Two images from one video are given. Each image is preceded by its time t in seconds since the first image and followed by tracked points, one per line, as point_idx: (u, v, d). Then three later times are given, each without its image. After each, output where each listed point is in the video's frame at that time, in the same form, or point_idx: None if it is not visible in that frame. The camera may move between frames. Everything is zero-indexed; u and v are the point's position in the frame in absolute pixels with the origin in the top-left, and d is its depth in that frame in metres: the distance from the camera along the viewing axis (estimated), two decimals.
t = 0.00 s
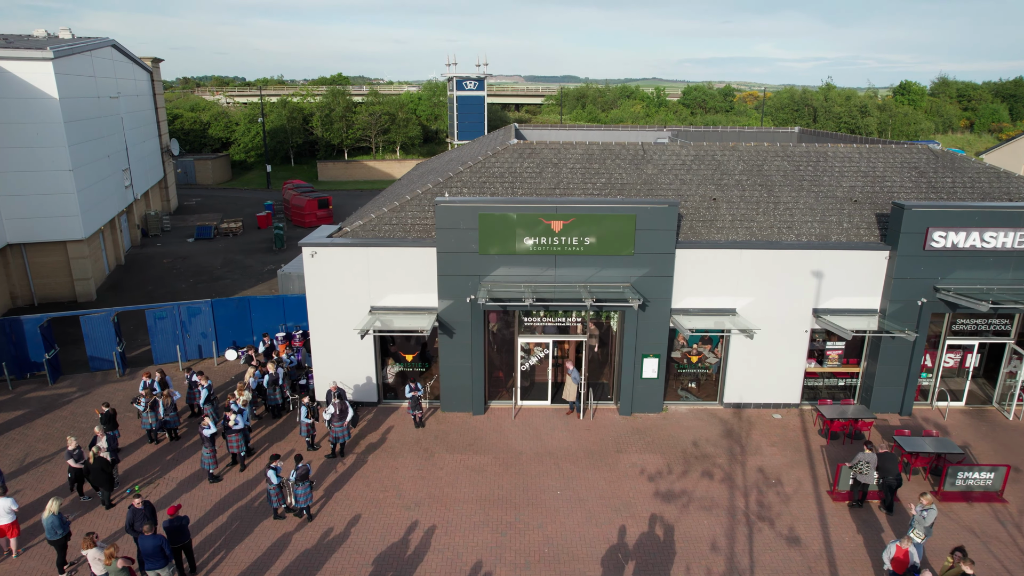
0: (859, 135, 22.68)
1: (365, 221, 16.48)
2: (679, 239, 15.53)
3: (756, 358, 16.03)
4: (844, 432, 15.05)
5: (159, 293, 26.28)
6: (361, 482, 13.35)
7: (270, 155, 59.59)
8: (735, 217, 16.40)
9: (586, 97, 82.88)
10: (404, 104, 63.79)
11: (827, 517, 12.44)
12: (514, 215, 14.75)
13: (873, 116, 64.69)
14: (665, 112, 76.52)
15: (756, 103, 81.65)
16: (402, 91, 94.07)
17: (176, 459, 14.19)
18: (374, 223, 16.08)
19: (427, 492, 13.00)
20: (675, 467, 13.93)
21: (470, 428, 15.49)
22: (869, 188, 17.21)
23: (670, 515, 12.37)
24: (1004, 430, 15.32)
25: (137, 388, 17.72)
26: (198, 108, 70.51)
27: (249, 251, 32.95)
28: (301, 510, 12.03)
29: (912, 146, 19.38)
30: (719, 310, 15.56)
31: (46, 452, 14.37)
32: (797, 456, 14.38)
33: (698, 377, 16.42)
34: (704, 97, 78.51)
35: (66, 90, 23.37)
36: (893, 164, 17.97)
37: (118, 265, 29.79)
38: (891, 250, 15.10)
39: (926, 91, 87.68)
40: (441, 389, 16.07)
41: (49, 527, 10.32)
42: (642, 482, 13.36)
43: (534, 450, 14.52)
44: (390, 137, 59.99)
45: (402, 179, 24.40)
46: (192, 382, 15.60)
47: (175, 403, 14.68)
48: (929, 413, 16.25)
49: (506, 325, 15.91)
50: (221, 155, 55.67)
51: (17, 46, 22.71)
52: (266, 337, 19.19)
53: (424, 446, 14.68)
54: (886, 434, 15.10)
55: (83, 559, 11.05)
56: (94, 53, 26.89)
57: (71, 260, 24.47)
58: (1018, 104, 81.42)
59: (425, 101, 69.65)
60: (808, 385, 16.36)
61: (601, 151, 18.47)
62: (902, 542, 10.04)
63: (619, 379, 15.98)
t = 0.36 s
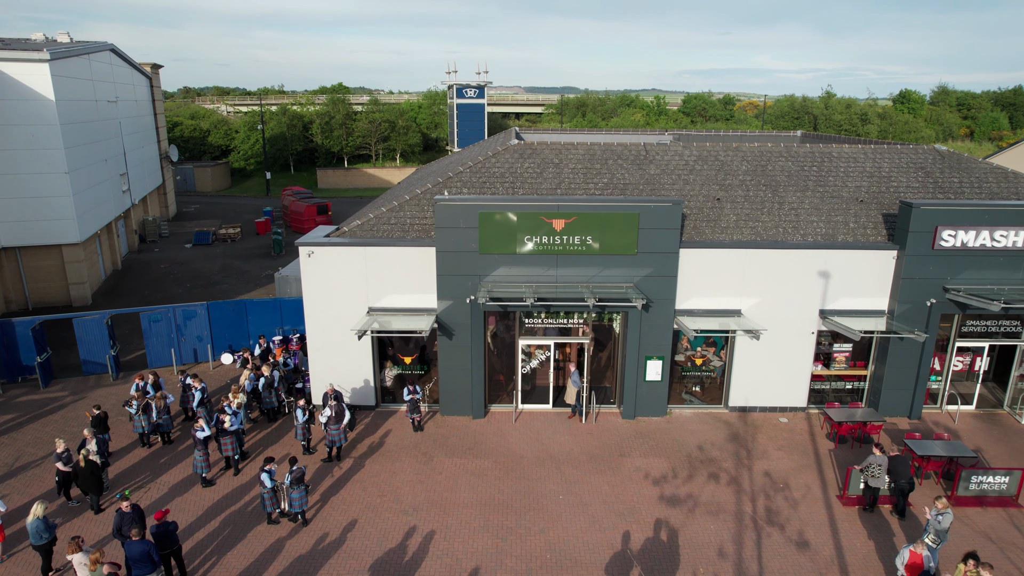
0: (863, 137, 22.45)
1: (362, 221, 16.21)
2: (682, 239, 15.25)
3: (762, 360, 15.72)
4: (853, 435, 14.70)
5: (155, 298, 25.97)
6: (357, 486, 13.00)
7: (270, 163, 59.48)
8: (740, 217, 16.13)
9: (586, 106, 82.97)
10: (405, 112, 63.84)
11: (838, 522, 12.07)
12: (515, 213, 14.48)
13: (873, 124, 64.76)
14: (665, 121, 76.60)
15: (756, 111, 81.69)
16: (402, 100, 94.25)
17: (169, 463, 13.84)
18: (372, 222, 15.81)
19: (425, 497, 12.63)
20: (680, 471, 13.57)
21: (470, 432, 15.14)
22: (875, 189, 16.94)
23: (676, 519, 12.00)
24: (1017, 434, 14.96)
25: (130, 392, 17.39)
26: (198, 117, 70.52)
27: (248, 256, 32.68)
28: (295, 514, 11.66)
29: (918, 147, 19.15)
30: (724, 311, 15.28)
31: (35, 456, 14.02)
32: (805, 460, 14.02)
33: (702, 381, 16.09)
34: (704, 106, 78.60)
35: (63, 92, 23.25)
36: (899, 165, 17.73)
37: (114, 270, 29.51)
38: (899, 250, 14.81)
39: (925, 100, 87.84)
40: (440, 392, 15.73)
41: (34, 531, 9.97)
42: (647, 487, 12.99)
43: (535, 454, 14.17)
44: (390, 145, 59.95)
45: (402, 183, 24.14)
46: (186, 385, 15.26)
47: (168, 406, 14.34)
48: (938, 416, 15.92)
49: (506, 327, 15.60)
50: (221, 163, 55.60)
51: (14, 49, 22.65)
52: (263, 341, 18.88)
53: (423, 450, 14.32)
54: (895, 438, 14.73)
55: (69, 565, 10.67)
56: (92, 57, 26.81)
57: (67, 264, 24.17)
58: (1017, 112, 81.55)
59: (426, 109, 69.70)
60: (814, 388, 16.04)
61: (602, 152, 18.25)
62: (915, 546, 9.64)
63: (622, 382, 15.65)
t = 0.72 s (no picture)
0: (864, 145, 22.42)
1: (362, 227, 16.09)
2: (685, 245, 15.14)
3: (765, 368, 15.57)
4: (858, 443, 14.51)
5: (153, 306, 25.83)
6: (356, 495, 12.81)
7: (270, 172, 59.51)
8: (743, 223, 16.05)
9: (586, 115, 83.23)
10: (405, 121, 64.01)
11: (844, 531, 11.87)
12: (516, 219, 14.37)
13: (873, 133, 64.99)
14: (665, 130, 76.82)
15: (755, 121, 82.00)
16: (401, 109, 94.51)
17: (166, 471, 13.65)
18: (372, 229, 15.70)
19: (426, 505, 12.45)
20: (683, 479, 13.38)
21: (471, 440, 14.97)
22: (878, 195, 16.85)
23: (679, 529, 11.81)
24: None
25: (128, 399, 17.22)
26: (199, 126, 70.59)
27: (247, 264, 32.59)
28: (293, 523, 11.47)
29: (919, 154, 19.10)
30: (726, 318, 15.15)
31: (30, 465, 13.82)
32: (810, 469, 13.84)
33: (705, 389, 15.92)
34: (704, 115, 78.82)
35: (64, 100, 23.27)
36: (901, 171, 17.68)
37: (113, 278, 29.40)
38: (903, 256, 14.70)
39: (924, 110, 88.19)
40: (440, 400, 15.57)
41: (26, 540, 9.78)
42: (650, 496, 12.80)
43: (536, 463, 13.99)
44: (391, 154, 60.05)
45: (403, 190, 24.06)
46: (183, 393, 15.09)
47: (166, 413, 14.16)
48: (944, 424, 15.75)
49: (508, 333, 15.46)
50: (221, 172, 55.62)
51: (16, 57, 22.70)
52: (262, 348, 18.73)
53: (423, 458, 14.14)
54: (901, 446, 14.56)
55: None
56: (93, 66, 26.86)
57: (65, 272, 24.04)
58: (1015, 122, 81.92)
59: (426, 119, 69.89)
60: (818, 396, 15.88)
61: (603, 159, 18.19)
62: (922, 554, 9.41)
63: (625, 390, 15.49)
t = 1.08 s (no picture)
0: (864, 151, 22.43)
1: (362, 232, 16.06)
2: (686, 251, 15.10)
3: (767, 374, 15.52)
4: (860, 449, 14.44)
5: (153, 312, 25.79)
6: (356, 502, 12.73)
7: (271, 178, 59.56)
8: (744, 229, 16.03)
9: (587, 122, 83.41)
10: (406, 128, 64.17)
11: (847, 538, 11.78)
12: (517, 225, 14.35)
13: (873, 139, 65.13)
14: (665, 137, 76.98)
15: (755, 128, 82.23)
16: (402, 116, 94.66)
17: (165, 477, 13.58)
18: (372, 234, 15.67)
19: (426, 512, 12.37)
20: (685, 486, 13.30)
21: (471, 446, 14.90)
22: (879, 201, 16.84)
23: (681, 535, 11.72)
24: None
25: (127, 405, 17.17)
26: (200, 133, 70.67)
27: (248, 270, 32.57)
28: (293, 530, 11.39)
29: (920, 160, 19.10)
30: (728, 324, 15.11)
31: (28, 471, 13.75)
32: (812, 475, 13.76)
33: (707, 395, 15.87)
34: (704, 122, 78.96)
35: (65, 106, 23.32)
36: (903, 176, 17.67)
37: (113, 284, 29.36)
38: (905, 262, 14.67)
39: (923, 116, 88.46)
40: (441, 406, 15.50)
41: (23, 547, 9.70)
42: (652, 502, 12.71)
43: (537, 469, 13.92)
44: (391, 160, 60.15)
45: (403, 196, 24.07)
46: (182, 399, 15.04)
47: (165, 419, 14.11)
48: (947, 430, 15.68)
49: (509, 339, 15.41)
50: (222, 178, 55.68)
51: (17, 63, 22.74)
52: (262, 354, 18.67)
53: (423, 465, 14.07)
54: (903, 452, 14.50)
55: None
56: (94, 72, 26.91)
57: (65, 277, 23.99)
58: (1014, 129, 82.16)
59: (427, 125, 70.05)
60: (820, 402, 15.83)
61: (604, 164, 18.19)
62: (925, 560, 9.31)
63: (626, 396, 15.43)
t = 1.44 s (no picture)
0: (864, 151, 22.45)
1: (363, 233, 16.07)
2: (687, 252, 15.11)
3: (768, 374, 15.50)
4: (861, 450, 14.42)
5: (153, 312, 25.78)
6: (357, 502, 12.72)
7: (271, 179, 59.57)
8: (745, 229, 16.04)
9: (586, 124, 83.47)
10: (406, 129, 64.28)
11: (849, 539, 11.76)
12: (517, 225, 14.35)
13: (873, 140, 65.25)
14: (665, 138, 77.07)
15: (755, 129, 82.34)
16: (402, 118, 94.63)
17: (166, 477, 13.57)
18: (373, 235, 15.67)
19: (426, 512, 12.36)
20: (686, 486, 13.29)
21: (472, 446, 14.89)
22: (880, 201, 16.84)
23: (683, 536, 11.70)
24: None
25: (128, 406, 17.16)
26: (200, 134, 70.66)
27: (248, 271, 32.57)
28: (294, 530, 11.37)
29: (920, 160, 19.11)
30: (729, 324, 15.10)
31: (29, 471, 13.74)
32: (813, 476, 13.75)
33: (707, 395, 15.85)
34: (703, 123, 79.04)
35: (66, 108, 23.37)
36: (903, 177, 17.68)
37: (113, 285, 29.34)
38: (905, 262, 14.67)
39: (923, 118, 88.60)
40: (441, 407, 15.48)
41: (23, 548, 9.68)
42: (653, 503, 12.69)
43: (538, 470, 13.89)
44: (391, 162, 60.22)
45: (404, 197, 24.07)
46: (183, 399, 15.03)
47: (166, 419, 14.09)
48: (947, 431, 15.67)
49: (509, 339, 15.39)
50: (222, 179, 55.71)
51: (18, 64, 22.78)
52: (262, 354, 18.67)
53: (424, 465, 14.06)
54: (904, 453, 14.49)
55: None
56: (95, 73, 26.94)
57: (65, 278, 23.98)
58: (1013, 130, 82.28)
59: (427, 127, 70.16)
60: (821, 402, 15.82)
61: (605, 165, 18.21)
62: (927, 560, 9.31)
63: (627, 396, 15.43)
